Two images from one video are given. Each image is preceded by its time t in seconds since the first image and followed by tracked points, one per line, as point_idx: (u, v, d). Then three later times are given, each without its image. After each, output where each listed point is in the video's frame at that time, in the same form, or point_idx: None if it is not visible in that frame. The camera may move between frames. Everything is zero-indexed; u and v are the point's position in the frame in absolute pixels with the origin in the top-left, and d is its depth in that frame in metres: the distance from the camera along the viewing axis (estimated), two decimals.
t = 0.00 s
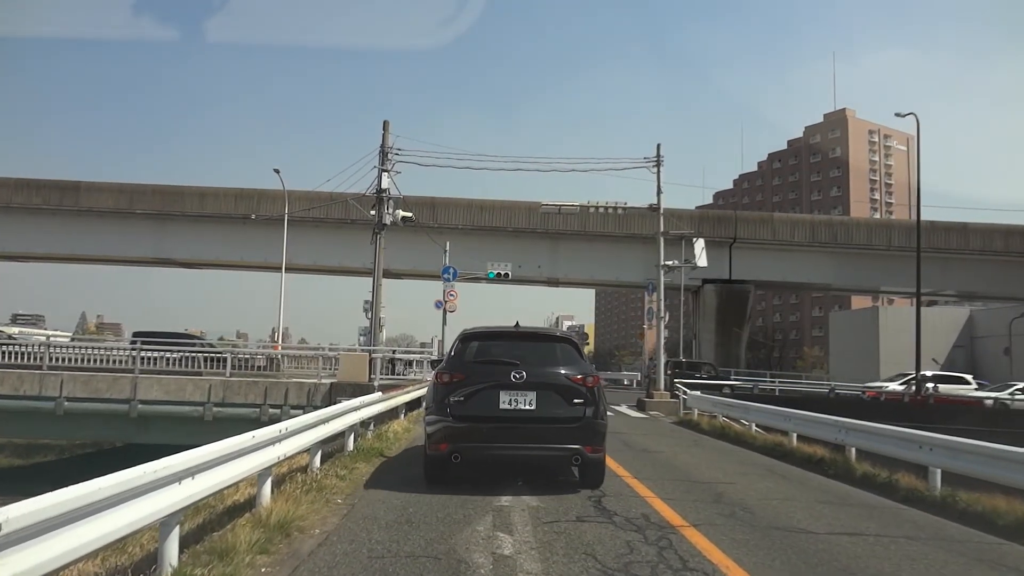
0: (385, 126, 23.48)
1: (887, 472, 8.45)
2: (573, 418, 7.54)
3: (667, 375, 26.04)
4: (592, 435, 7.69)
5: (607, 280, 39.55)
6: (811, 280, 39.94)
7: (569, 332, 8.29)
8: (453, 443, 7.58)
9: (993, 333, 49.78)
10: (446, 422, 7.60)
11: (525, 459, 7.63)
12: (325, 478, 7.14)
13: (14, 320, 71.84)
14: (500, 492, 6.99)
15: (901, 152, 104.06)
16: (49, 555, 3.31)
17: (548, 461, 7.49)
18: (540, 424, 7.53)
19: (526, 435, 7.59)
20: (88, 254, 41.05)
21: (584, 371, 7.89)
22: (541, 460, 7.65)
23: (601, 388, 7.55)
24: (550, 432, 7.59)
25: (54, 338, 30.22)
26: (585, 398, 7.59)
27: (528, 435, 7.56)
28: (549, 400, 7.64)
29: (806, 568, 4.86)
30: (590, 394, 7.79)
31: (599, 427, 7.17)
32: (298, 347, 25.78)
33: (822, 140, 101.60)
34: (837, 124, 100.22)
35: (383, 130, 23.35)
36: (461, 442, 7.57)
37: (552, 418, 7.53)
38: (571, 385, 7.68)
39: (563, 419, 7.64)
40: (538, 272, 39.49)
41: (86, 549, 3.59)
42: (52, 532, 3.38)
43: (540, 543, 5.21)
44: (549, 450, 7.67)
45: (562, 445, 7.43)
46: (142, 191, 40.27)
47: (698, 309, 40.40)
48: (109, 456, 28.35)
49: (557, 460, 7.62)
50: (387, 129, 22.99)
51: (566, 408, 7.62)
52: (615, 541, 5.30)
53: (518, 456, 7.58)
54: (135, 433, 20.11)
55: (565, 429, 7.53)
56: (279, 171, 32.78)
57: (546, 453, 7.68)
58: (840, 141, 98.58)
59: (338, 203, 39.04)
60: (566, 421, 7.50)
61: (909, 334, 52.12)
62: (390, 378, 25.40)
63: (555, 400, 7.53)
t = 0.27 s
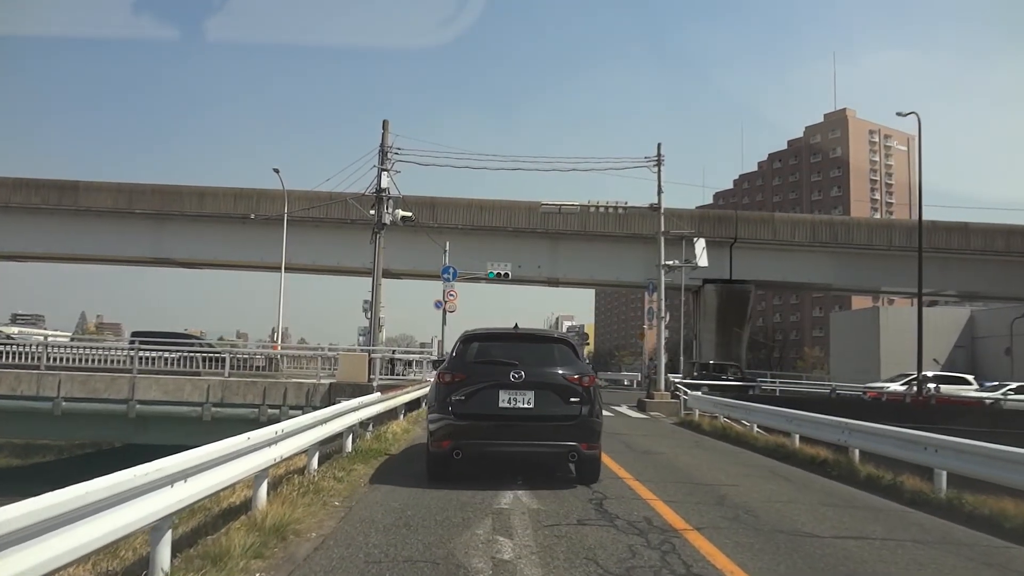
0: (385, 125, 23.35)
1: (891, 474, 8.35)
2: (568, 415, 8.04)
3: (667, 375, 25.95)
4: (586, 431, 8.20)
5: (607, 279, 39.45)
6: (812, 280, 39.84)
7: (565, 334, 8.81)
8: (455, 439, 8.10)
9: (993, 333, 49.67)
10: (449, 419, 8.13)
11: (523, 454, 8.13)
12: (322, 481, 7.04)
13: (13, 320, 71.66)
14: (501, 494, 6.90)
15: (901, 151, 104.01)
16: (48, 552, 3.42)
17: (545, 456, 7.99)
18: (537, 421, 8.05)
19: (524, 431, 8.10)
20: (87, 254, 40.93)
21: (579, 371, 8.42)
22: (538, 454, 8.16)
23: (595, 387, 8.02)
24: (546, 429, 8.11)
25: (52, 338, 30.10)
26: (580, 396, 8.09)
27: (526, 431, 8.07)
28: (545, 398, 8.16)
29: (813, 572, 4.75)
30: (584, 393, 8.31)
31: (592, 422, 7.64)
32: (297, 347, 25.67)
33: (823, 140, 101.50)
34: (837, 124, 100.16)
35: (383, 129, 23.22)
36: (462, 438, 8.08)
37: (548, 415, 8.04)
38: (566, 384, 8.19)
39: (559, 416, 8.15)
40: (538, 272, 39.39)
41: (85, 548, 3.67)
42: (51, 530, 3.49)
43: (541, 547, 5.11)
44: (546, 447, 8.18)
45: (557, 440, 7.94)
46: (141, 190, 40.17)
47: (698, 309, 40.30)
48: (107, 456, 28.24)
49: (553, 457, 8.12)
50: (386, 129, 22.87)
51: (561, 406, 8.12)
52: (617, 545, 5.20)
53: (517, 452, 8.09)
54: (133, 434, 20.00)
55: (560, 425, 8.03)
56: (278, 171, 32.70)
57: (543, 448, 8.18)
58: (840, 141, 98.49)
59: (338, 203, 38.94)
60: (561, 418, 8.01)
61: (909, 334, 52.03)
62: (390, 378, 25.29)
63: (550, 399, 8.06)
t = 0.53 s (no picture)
0: (383, 125, 23.19)
1: (897, 477, 8.23)
2: (564, 414, 8.43)
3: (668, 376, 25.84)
4: (581, 429, 8.60)
5: (607, 280, 39.33)
6: (812, 280, 39.71)
7: (561, 337, 9.22)
8: (456, 437, 8.50)
9: (995, 334, 49.53)
10: (450, 418, 8.53)
11: (521, 450, 8.54)
12: (318, 484, 6.91)
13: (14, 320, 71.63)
14: (500, 497, 6.78)
15: (901, 152, 103.90)
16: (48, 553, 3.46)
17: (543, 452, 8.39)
18: (534, 419, 8.46)
19: (522, 429, 8.51)
20: (86, 254, 40.81)
21: (575, 372, 8.82)
22: (535, 450, 8.57)
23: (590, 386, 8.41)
24: (543, 427, 8.50)
25: (50, 339, 29.97)
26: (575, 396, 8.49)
27: (524, 429, 8.47)
28: (542, 398, 8.56)
29: None
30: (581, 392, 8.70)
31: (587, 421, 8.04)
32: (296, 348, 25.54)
33: (823, 141, 101.33)
34: (837, 124, 100.03)
35: (381, 129, 23.08)
36: (463, 436, 8.49)
37: (545, 414, 8.44)
38: (562, 385, 8.58)
39: (556, 415, 8.56)
40: (539, 272, 39.26)
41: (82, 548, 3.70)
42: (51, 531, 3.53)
43: (542, 553, 4.98)
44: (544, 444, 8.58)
45: (553, 438, 8.35)
46: (140, 191, 40.05)
47: (698, 310, 40.19)
48: (105, 458, 28.11)
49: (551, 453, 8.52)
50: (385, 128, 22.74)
51: (558, 405, 8.53)
52: (619, 550, 5.07)
53: (516, 449, 8.50)
54: (130, 436, 19.88)
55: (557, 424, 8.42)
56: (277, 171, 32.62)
57: (540, 445, 8.58)
58: (840, 142, 98.37)
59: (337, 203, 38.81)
60: (557, 416, 8.41)
61: (910, 335, 51.91)
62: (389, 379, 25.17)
63: (548, 399, 8.46)
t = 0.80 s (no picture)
0: (382, 123, 23.00)
1: (905, 480, 8.05)
2: (562, 413, 8.44)
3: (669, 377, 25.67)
4: (579, 429, 8.60)
5: (607, 280, 39.14)
6: (814, 280, 39.54)
7: (559, 337, 9.22)
8: (456, 436, 8.47)
9: (996, 334, 49.37)
10: (450, 417, 8.51)
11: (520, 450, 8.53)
12: (313, 488, 6.72)
13: (13, 320, 71.49)
14: (500, 502, 6.59)
15: (901, 152, 103.79)
16: (46, 554, 3.40)
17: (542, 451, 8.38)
18: (533, 419, 8.45)
19: (521, 428, 8.50)
20: (83, 255, 40.62)
21: (573, 372, 8.84)
22: (534, 449, 8.56)
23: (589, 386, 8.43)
24: (542, 426, 8.50)
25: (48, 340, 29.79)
26: (574, 396, 8.51)
27: (523, 429, 8.47)
28: (541, 397, 8.57)
29: None
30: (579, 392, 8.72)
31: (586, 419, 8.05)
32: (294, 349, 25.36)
33: (823, 141, 101.20)
34: (837, 124, 99.91)
35: (379, 128, 22.88)
36: (463, 435, 8.47)
37: (543, 413, 8.45)
38: (561, 384, 8.59)
39: (555, 414, 8.57)
40: (538, 273, 39.06)
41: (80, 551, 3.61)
42: (50, 532, 3.47)
43: (543, 561, 4.79)
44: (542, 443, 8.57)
45: (552, 437, 8.35)
46: (138, 191, 39.88)
47: (699, 310, 40.03)
48: (102, 459, 27.91)
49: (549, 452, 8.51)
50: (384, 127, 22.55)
51: (556, 404, 8.53)
52: (624, 558, 4.88)
53: (515, 448, 8.48)
54: (126, 437, 19.69)
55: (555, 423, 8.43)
56: (276, 171, 32.44)
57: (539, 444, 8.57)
58: (841, 142, 98.25)
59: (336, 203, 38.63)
60: (556, 416, 8.42)
61: (911, 335, 51.76)
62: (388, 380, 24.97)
63: (548, 398, 8.47)
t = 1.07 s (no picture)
0: (380, 122, 22.75)
1: (918, 484, 7.82)
2: (560, 412, 8.73)
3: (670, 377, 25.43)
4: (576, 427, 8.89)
5: (607, 280, 38.93)
6: (815, 280, 39.31)
7: (555, 339, 9.51)
8: (457, 434, 8.75)
9: (998, 334, 49.14)
10: (451, 416, 8.78)
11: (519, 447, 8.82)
12: (305, 494, 6.47)
13: (13, 320, 71.27)
14: (500, 508, 6.36)
15: (901, 152, 103.60)
16: (45, 555, 3.35)
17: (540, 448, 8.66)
18: (531, 418, 8.75)
19: (520, 426, 8.78)
20: (80, 255, 40.39)
21: (570, 372, 9.13)
22: (532, 447, 8.85)
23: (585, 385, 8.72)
24: (540, 425, 8.78)
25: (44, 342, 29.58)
26: (572, 395, 8.80)
27: (521, 427, 8.75)
28: (539, 397, 8.86)
29: None
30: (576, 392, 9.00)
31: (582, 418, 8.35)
32: (292, 350, 25.10)
33: (823, 141, 100.99)
34: (837, 125, 99.72)
35: (377, 126, 22.64)
36: (464, 433, 8.75)
37: (541, 412, 8.74)
38: (558, 384, 8.89)
39: (552, 413, 8.86)
40: (538, 273, 38.82)
41: (80, 552, 3.57)
42: (49, 532, 3.43)
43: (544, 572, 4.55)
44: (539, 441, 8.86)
45: (550, 435, 8.64)
46: (135, 191, 39.64)
47: (699, 310, 39.81)
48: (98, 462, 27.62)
49: (546, 450, 8.79)
50: (382, 125, 22.31)
51: (553, 403, 8.82)
52: (629, 568, 4.65)
53: (514, 446, 8.77)
54: (121, 439, 19.43)
55: (553, 422, 8.71)
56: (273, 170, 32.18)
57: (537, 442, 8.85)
58: (841, 142, 98.06)
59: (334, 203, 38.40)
60: (553, 415, 8.71)
61: (913, 335, 51.54)
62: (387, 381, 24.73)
63: (545, 398, 8.76)
